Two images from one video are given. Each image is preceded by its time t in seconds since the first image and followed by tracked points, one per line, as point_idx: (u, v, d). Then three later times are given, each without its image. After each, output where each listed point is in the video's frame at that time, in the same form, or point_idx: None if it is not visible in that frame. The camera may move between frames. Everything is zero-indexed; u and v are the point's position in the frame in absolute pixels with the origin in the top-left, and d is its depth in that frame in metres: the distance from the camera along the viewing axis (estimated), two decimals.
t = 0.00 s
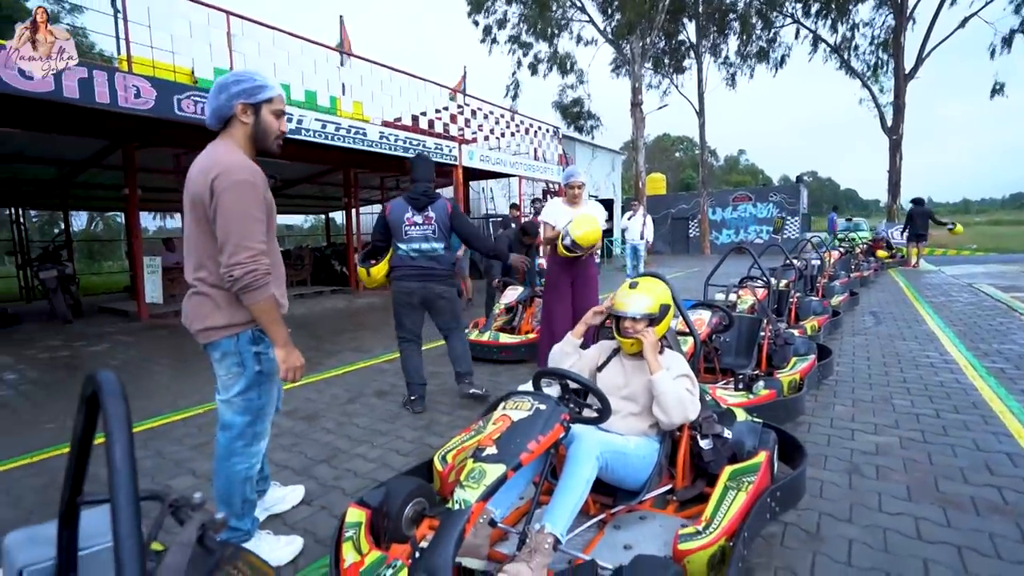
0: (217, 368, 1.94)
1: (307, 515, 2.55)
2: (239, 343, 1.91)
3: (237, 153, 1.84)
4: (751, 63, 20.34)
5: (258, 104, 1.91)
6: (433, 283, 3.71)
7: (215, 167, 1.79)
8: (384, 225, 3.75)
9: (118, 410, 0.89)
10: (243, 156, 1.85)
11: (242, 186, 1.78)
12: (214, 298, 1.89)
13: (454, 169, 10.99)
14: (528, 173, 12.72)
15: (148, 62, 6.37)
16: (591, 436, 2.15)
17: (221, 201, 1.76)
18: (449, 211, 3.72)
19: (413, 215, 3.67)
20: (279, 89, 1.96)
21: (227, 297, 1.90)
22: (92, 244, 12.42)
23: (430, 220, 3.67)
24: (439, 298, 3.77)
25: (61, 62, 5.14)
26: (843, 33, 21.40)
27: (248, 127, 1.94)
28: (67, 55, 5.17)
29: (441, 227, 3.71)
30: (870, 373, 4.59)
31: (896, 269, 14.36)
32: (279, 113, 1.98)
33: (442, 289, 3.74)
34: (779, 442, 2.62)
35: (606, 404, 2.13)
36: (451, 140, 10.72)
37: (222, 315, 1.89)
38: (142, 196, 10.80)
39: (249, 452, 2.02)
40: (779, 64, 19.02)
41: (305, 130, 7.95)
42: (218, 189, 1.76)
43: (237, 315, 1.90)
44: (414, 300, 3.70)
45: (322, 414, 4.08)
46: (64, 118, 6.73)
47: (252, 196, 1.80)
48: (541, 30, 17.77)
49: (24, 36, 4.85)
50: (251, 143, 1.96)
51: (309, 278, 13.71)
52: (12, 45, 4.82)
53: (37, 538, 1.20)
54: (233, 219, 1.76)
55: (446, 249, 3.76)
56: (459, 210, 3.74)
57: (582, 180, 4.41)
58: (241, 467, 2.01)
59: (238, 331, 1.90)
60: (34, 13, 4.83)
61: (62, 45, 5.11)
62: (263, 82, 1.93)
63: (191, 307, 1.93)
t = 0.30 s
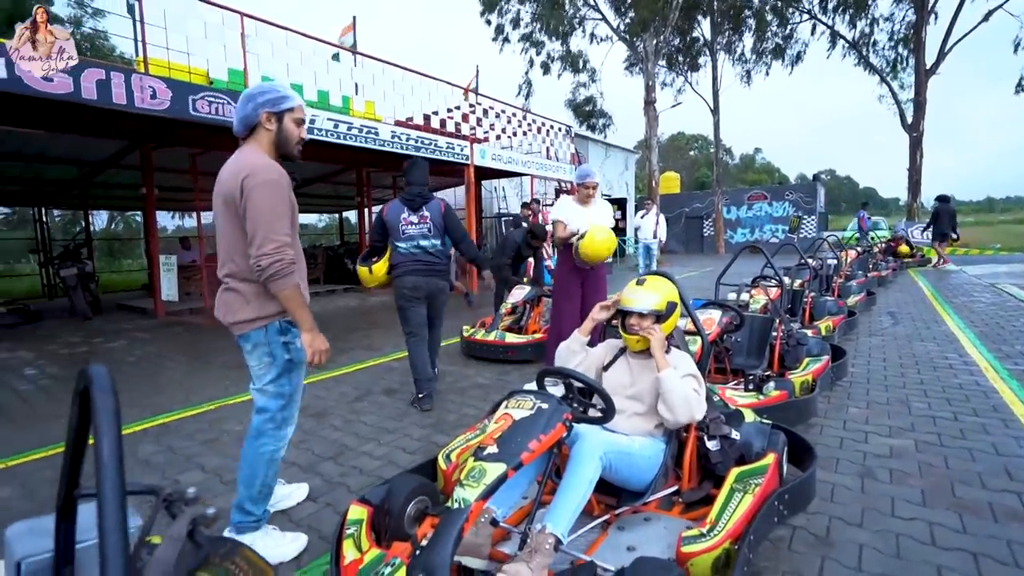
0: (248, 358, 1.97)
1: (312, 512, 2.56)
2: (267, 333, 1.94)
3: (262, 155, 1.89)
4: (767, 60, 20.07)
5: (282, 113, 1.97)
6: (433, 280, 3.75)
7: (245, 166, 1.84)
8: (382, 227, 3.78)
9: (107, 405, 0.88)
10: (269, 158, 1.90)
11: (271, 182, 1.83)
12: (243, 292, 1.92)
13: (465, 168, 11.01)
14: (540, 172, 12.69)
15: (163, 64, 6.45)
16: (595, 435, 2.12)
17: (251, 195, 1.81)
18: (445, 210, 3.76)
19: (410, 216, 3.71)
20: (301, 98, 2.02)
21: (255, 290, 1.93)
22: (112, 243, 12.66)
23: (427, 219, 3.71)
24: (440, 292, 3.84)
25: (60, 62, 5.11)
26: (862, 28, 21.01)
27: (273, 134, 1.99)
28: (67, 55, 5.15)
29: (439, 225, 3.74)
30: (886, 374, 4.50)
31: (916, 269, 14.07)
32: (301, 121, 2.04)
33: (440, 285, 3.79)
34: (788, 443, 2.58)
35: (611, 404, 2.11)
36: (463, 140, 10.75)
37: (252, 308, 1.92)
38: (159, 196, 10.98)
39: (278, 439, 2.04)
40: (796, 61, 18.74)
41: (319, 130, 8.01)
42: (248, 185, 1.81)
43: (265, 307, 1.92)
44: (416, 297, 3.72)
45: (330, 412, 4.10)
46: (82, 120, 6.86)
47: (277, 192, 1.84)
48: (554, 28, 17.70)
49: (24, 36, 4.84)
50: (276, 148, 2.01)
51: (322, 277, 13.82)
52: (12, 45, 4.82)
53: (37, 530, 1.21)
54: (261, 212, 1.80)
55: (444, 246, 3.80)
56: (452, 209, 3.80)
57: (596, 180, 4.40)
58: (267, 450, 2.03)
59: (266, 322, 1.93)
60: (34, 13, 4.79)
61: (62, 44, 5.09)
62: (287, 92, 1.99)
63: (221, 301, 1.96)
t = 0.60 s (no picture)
0: (286, 325, 2.30)
1: (305, 503, 2.56)
2: (298, 304, 2.28)
3: (293, 149, 2.22)
4: (786, 55, 19.70)
5: (312, 113, 2.29)
6: (429, 273, 3.76)
7: (274, 158, 2.16)
8: (382, 219, 3.74)
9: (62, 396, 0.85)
10: (299, 151, 2.23)
11: (297, 172, 2.14)
12: (276, 266, 2.26)
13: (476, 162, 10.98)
14: (551, 167, 12.62)
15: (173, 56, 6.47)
16: (588, 432, 2.09)
17: (280, 183, 2.12)
18: (443, 204, 3.78)
19: (410, 208, 3.69)
20: (328, 100, 2.34)
21: (285, 265, 2.27)
22: (129, 233, 12.87)
23: (427, 213, 3.72)
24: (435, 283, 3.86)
25: (60, 62, 5.13)
26: (885, 22, 20.53)
27: (302, 131, 2.32)
28: (68, 55, 5.18)
29: (436, 219, 3.76)
30: (897, 376, 4.39)
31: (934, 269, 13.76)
32: (327, 121, 2.36)
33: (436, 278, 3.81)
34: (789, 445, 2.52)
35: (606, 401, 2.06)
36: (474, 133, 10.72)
37: (284, 280, 2.26)
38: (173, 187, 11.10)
39: (339, 394, 2.42)
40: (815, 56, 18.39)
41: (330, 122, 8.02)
42: (276, 175, 2.12)
43: (293, 281, 2.26)
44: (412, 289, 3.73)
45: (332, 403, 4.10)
46: (96, 111, 6.93)
47: (304, 181, 2.15)
48: (568, 22, 17.53)
49: (25, 36, 4.90)
50: (305, 144, 2.34)
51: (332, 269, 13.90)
52: (12, 46, 4.86)
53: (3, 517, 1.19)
54: (287, 197, 2.11)
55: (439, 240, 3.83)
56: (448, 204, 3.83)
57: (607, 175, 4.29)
58: (347, 402, 2.43)
59: (294, 293, 2.26)
60: (34, 13, 4.86)
61: (63, 44, 5.12)
62: (315, 94, 2.32)
63: (256, 274, 2.31)
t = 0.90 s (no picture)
0: (342, 318, 2.47)
1: (298, 499, 2.55)
2: (358, 297, 2.45)
3: (351, 152, 2.42)
4: (799, 47, 19.38)
5: (363, 119, 2.51)
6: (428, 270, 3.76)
7: (339, 159, 2.36)
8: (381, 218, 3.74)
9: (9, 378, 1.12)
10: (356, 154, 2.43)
11: (361, 171, 2.34)
12: (336, 260, 2.43)
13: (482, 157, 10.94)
14: (559, 162, 12.55)
15: (178, 51, 6.49)
16: (581, 428, 2.04)
17: (347, 182, 2.32)
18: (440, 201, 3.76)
19: (408, 206, 3.69)
20: (376, 107, 2.56)
21: (347, 261, 2.44)
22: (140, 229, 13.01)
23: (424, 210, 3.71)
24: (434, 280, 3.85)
25: (59, 62, 5.14)
26: (901, 13, 20.12)
27: (355, 137, 2.53)
28: (67, 55, 5.19)
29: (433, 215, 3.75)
30: (908, 374, 4.28)
31: (950, 265, 13.48)
32: (375, 127, 2.58)
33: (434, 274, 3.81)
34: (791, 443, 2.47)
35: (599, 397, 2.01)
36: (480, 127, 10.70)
37: (344, 272, 2.43)
38: (182, 182, 11.16)
39: (383, 383, 2.56)
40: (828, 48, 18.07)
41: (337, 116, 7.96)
42: (343, 174, 2.32)
43: (355, 275, 2.44)
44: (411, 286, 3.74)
45: (331, 398, 4.10)
46: (103, 107, 7.00)
47: (365, 181, 2.34)
48: (577, 16, 17.38)
49: (25, 36, 4.99)
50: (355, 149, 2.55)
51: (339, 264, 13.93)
52: (12, 46, 4.96)
53: None
54: (355, 195, 2.30)
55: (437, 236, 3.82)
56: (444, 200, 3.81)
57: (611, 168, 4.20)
58: (388, 390, 2.57)
59: (357, 286, 2.44)
60: (33, 14, 4.96)
61: (61, 44, 5.13)
62: (365, 103, 2.54)
63: (317, 270, 2.45)
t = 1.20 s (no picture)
0: (369, 303, 2.50)
1: (287, 492, 2.52)
2: (387, 283, 2.49)
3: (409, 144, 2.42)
4: (812, 37, 19.01)
5: (414, 112, 2.49)
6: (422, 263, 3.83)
7: (396, 147, 2.36)
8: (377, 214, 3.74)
9: None
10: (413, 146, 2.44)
11: (418, 161, 2.36)
12: (378, 243, 2.45)
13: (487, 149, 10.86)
14: (565, 154, 12.44)
15: (180, 43, 6.47)
16: (572, 422, 1.98)
17: (404, 169, 2.33)
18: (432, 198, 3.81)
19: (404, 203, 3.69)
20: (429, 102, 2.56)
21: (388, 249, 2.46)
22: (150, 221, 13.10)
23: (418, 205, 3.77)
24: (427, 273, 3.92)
25: (59, 62, 5.12)
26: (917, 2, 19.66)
27: (406, 127, 2.52)
28: (67, 55, 5.18)
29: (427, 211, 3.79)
30: (917, 369, 4.17)
31: (964, 259, 13.23)
32: (426, 121, 2.58)
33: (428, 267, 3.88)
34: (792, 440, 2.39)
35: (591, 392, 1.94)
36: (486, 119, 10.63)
37: (385, 257, 2.46)
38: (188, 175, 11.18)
39: (387, 370, 2.55)
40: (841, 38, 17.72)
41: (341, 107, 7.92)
42: (401, 163, 2.33)
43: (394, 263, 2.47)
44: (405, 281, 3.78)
45: (329, 390, 4.07)
46: (107, 99, 7.01)
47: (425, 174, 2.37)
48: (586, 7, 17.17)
49: (24, 36, 4.97)
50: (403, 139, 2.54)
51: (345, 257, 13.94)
52: (12, 45, 4.92)
53: None
54: (411, 183, 2.32)
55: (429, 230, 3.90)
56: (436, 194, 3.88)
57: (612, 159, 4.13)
58: (391, 379, 2.56)
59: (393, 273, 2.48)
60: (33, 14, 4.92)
61: (61, 45, 5.12)
62: (419, 97, 2.53)
63: (358, 255, 2.45)
